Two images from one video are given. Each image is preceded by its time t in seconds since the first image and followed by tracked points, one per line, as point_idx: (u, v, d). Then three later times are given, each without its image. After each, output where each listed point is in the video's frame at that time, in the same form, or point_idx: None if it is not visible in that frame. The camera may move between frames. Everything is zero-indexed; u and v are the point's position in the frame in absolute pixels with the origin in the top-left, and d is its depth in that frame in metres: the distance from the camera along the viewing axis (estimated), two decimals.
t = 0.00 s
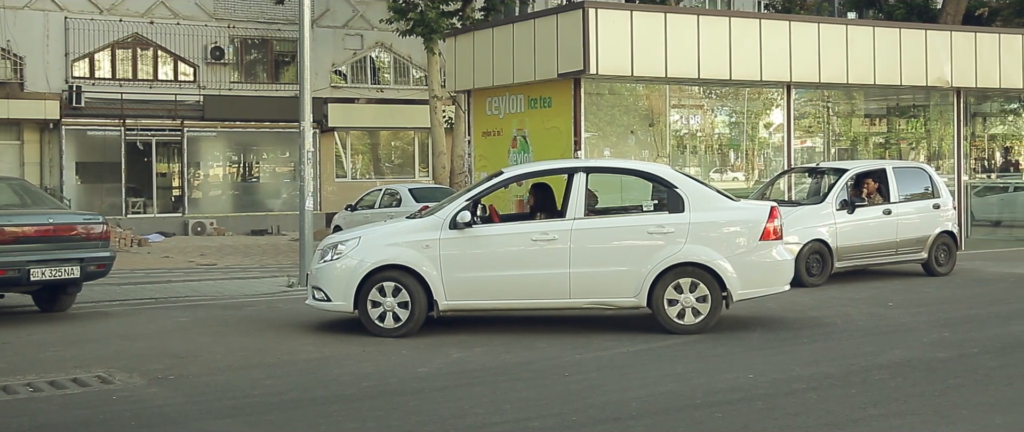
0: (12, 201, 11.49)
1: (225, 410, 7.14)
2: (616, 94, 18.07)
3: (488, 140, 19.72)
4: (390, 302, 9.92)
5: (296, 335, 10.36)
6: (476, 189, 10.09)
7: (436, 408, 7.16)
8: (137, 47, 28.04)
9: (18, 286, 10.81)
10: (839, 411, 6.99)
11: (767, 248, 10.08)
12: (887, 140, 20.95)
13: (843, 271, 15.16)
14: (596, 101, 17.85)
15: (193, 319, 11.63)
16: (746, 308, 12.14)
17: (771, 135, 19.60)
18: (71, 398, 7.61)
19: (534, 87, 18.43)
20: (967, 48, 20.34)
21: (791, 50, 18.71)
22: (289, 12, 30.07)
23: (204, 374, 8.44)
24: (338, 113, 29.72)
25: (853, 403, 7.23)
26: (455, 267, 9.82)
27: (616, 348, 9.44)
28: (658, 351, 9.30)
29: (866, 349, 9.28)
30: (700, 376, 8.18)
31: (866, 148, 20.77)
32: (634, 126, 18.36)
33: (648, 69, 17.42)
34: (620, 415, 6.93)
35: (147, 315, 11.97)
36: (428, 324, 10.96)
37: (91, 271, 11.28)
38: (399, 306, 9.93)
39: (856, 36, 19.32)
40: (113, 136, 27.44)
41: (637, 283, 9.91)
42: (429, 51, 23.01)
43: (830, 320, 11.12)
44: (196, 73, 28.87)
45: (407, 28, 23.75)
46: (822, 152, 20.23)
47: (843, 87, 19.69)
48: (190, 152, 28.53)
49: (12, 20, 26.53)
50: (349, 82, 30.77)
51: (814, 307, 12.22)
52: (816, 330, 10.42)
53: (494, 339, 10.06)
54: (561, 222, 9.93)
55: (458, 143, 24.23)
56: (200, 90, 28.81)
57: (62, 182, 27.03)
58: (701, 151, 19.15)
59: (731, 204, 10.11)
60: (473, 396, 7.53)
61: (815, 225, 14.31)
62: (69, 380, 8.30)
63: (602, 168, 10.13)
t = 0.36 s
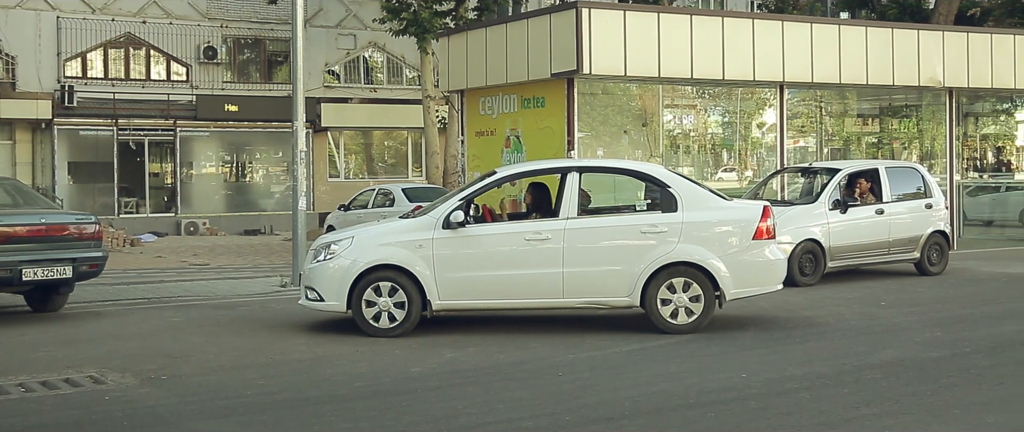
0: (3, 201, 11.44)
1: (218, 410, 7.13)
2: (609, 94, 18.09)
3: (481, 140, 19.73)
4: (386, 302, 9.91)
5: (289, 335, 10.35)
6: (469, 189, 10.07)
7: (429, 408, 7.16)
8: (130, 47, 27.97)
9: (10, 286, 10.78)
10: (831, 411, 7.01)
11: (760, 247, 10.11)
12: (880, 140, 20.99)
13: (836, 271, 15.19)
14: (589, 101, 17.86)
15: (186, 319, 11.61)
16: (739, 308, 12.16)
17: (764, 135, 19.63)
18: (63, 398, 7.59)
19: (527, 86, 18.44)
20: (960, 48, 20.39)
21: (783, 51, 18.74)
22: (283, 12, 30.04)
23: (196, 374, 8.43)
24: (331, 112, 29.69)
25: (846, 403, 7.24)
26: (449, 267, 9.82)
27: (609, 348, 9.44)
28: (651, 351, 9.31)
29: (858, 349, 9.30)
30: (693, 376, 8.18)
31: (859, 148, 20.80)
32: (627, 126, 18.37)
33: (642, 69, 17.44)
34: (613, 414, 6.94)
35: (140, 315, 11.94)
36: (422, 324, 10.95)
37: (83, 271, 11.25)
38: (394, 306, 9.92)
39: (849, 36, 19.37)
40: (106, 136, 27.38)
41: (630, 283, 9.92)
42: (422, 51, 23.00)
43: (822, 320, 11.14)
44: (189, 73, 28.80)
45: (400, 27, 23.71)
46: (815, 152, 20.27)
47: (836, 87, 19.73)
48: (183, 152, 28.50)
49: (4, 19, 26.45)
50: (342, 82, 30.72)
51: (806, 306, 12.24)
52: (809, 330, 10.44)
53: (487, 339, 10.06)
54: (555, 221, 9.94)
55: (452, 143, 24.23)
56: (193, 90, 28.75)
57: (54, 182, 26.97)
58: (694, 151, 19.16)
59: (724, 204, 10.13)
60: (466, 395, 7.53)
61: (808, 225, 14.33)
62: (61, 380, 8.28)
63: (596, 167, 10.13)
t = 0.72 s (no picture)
0: None
1: (210, 410, 7.11)
2: (602, 94, 18.11)
3: (473, 140, 19.72)
4: (381, 302, 9.90)
5: (282, 335, 10.33)
6: (461, 188, 10.07)
7: (421, 407, 7.15)
8: (121, 46, 27.84)
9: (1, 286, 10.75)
10: (823, 410, 7.02)
11: (752, 246, 10.13)
12: (872, 139, 21.04)
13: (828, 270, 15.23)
14: (582, 100, 17.88)
15: (178, 319, 11.58)
16: (731, 307, 12.18)
17: (756, 134, 19.66)
18: (53, 398, 7.57)
19: (520, 86, 18.45)
20: (951, 48, 20.44)
21: (775, 51, 18.77)
22: (275, 11, 29.98)
23: (188, 374, 8.41)
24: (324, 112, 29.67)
25: (837, 402, 7.25)
26: (442, 266, 9.81)
27: (601, 347, 9.45)
28: (643, 350, 9.32)
29: (850, 348, 9.32)
30: (685, 375, 8.20)
31: (851, 147, 20.84)
32: (619, 126, 18.38)
33: (635, 67, 17.45)
34: (605, 414, 6.94)
35: (131, 315, 11.91)
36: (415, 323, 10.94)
37: (74, 271, 11.22)
38: (390, 306, 9.92)
39: (841, 36, 19.41)
40: (97, 135, 27.32)
41: (622, 282, 9.93)
42: (414, 51, 22.97)
43: (814, 319, 11.15)
44: (180, 72, 28.69)
45: (392, 27, 23.67)
46: (807, 151, 20.31)
47: (828, 86, 19.77)
48: (175, 151, 28.47)
49: None
50: (334, 81, 30.67)
51: (798, 305, 12.26)
52: (801, 329, 10.46)
53: (480, 338, 10.06)
54: (547, 220, 9.93)
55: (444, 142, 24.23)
56: (185, 89, 28.66)
57: (45, 181, 26.87)
58: (686, 150, 19.17)
59: (716, 203, 10.14)
60: (458, 395, 7.53)
61: (800, 224, 14.36)
62: (52, 380, 8.26)
63: (588, 167, 10.14)
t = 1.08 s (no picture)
0: None
1: (203, 411, 7.10)
2: (595, 94, 18.10)
3: (466, 139, 19.72)
4: (374, 301, 9.90)
5: (276, 335, 10.31)
6: (452, 188, 10.07)
7: (414, 407, 7.15)
8: (114, 46, 27.78)
9: None
10: (816, 409, 7.03)
11: (743, 247, 10.13)
12: (864, 139, 21.09)
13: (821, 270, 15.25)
14: (575, 101, 17.87)
15: (172, 319, 11.56)
16: (725, 307, 12.20)
17: (749, 134, 19.68)
18: (46, 398, 7.55)
19: (513, 86, 18.45)
20: (943, 48, 20.49)
21: (768, 50, 18.79)
22: (268, 10, 29.95)
23: (182, 374, 8.40)
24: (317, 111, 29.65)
25: (830, 401, 7.27)
26: (433, 266, 9.81)
27: (595, 347, 9.46)
28: (637, 351, 9.32)
29: (842, 347, 9.33)
30: (679, 375, 8.20)
31: (844, 147, 20.91)
32: (612, 126, 18.39)
33: (628, 67, 17.46)
34: (599, 414, 6.94)
35: (124, 316, 11.89)
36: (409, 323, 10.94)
37: (67, 271, 11.19)
38: (383, 305, 9.92)
39: (833, 36, 19.44)
40: (90, 135, 27.30)
41: (613, 282, 9.94)
42: (408, 51, 22.95)
43: (808, 318, 11.17)
44: (173, 72, 28.62)
45: (386, 27, 23.64)
46: (799, 151, 20.35)
47: (821, 86, 19.80)
48: (168, 151, 28.46)
49: None
50: (328, 81, 30.64)
51: (791, 305, 12.28)
52: (795, 329, 10.47)
53: (474, 338, 10.06)
54: (538, 221, 9.93)
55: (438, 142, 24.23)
56: (177, 89, 28.59)
57: (37, 181, 26.82)
58: (680, 150, 19.20)
59: (708, 204, 10.15)
60: (452, 395, 7.53)
61: (793, 224, 14.38)
62: (45, 381, 8.23)
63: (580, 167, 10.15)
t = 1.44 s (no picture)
0: None
1: (198, 411, 7.09)
2: (590, 94, 18.11)
3: (461, 140, 19.70)
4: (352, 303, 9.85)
5: (270, 335, 10.31)
6: (428, 188, 10.04)
7: (409, 407, 7.15)
8: (108, 46, 27.68)
9: None
10: (811, 409, 7.04)
11: (719, 247, 10.17)
12: (859, 139, 21.13)
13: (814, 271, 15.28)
14: (570, 101, 17.88)
15: (166, 319, 11.54)
16: (719, 306, 12.22)
17: (743, 134, 19.69)
18: (40, 399, 7.54)
19: (508, 86, 18.45)
20: (937, 48, 20.53)
21: (763, 50, 18.81)
22: (263, 11, 29.91)
23: (176, 374, 8.39)
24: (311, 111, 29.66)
25: (825, 401, 7.28)
26: (409, 266, 9.78)
27: (589, 347, 9.46)
28: (631, 351, 9.32)
29: (837, 347, 9.34)
30: (674, 375, 8.21)
31: (838, 147, 20.94)
32: (607, 126, 18.39)
33: (623, 67, 17.47)
34: (595, 414, 6.94)
35: (118, 316, 11.87)
36: (404, 324, 10.94)
37: (61, 271, 11.17)
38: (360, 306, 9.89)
39: (828, 36, 19.46)
40: (84, 135, 27.26)
41: (589, 283, 9.94)
42: (403, 51, 22.92)
43: (802, 318, 11.19)
44: (167, 72, 28.54)
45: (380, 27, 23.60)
46: (794, 151, 20.37)
47: (815, 86, 19.82)
48: (162, 151, 28.42)
49: None
50: (322, 81, 30.57)
51: (786, 305, 12.30)
52: (789, 329, 10.49)
53: (468, 338, 10.06)
54: (515, 221, 9.92)
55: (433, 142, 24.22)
56: (172, 89, 28.52)
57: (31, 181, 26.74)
58: (674, 150, 19.22)
59: (685, 205, 10.18)
60: (448, 395, 7.53)
61: (787, 224, 14.40)
62: (39, 381, 8.22)
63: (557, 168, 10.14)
